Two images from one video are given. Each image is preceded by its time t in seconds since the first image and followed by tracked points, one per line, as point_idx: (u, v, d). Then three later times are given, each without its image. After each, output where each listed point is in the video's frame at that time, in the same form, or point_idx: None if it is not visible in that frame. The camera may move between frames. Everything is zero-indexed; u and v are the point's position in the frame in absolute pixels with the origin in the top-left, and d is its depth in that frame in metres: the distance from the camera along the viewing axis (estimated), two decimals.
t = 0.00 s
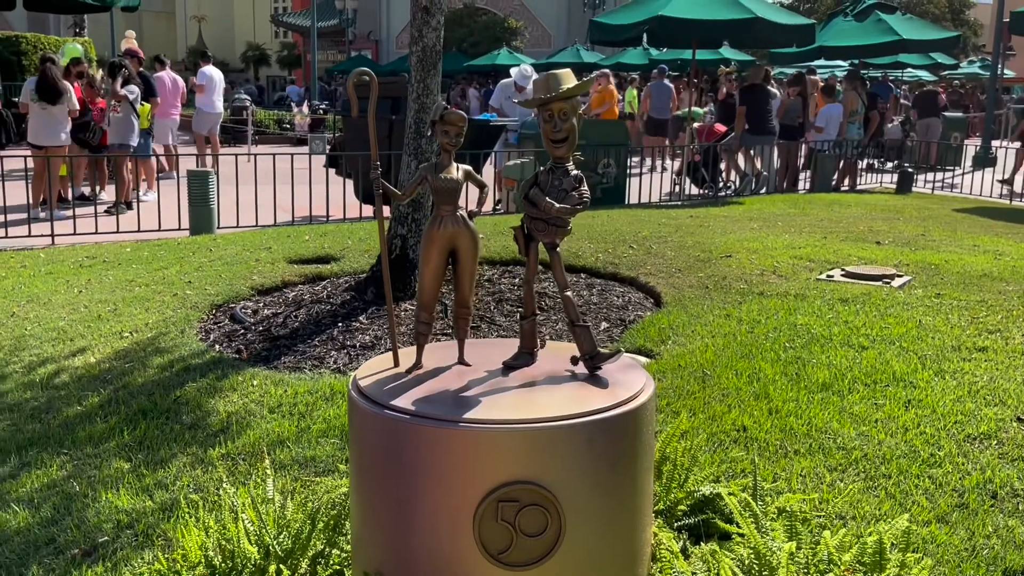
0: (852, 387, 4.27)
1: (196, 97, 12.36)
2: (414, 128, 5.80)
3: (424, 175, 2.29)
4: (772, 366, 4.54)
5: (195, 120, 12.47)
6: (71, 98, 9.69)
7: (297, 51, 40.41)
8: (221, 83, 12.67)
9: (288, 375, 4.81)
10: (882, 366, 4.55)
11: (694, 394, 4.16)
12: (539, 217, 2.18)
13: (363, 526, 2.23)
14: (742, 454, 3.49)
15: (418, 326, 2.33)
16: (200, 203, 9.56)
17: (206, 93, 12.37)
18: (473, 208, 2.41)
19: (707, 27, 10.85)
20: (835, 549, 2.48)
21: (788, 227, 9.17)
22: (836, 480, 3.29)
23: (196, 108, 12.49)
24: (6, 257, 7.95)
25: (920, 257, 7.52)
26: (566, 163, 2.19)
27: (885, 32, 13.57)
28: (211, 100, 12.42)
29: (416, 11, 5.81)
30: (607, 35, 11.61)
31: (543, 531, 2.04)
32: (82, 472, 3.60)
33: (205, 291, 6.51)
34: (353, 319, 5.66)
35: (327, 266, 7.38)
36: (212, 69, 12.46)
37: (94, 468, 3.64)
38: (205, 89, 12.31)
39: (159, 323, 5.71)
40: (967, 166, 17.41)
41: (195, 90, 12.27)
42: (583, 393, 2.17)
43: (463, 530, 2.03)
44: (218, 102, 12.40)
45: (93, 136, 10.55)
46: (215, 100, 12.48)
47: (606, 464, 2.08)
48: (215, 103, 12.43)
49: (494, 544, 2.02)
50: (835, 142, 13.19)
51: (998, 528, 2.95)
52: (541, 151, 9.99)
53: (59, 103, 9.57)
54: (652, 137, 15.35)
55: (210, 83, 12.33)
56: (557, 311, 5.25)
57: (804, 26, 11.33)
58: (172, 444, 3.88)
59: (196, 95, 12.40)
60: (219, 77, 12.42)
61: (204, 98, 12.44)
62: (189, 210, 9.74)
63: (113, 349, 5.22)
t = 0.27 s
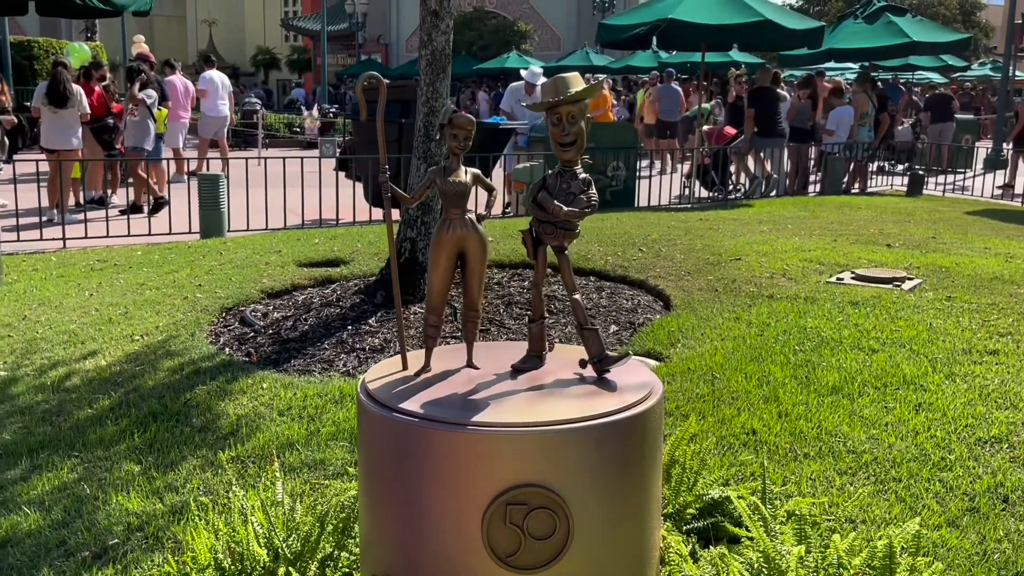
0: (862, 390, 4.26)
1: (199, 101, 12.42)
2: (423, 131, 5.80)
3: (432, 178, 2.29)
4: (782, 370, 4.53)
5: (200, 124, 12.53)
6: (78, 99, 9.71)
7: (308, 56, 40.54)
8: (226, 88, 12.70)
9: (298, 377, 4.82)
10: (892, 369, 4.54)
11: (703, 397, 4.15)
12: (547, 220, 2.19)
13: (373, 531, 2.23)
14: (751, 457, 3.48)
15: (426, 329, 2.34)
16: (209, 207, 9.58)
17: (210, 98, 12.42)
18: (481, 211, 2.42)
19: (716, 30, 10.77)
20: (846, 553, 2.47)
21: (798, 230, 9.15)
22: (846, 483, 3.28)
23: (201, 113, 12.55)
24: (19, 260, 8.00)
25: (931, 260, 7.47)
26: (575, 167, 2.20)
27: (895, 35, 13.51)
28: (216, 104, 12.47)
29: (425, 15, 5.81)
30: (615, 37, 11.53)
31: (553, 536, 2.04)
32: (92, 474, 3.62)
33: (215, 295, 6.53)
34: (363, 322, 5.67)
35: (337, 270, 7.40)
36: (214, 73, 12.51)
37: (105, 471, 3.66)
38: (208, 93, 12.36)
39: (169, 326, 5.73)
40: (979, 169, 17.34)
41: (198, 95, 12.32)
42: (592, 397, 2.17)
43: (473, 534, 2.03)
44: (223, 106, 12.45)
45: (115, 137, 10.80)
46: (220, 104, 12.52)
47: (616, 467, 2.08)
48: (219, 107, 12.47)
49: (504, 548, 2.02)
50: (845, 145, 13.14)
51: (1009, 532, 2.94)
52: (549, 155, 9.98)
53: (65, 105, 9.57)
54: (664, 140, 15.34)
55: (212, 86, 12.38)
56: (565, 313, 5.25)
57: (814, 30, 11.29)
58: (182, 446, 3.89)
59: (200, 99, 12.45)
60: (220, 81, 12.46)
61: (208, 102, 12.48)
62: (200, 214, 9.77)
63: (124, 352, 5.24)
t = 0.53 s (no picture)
0: (850, 388, 4.38)
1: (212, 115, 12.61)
2: (433, 142, 5.96)
3: (442, 188, 2.44)
4: (773, 368, 4.66)
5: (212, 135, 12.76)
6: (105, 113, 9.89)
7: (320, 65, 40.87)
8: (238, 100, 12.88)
9: (315, 376, 4.97)
10: (878, 368, 4.66)
11: (698, 395, 4.29)
12: (551, 227, 2.34)
13: (386, 522, 2.38)
14: (744, 452, 3.62)
15: (437, 330, 2.49)
16: (231, 215, 9.72)
17: (222, 112, 12.62)
18: (490, 219, 2.57)
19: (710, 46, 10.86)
20: (832, 542, 2.60)
21: (791, 235, 9.29)
22: (835, 477, 3.42)
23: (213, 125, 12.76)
24: (49, 266, 8.20)
25: (915, 264, 7.60)
26: (577, 177, 2.35)
27: (882, 49, 13.57)
28: (228, 117, 12.67)
29: (435, 31, 5.98)
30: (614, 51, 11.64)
31: (554, 525, 2.18)
32: (121, 468, 3.78)
33: (236, 297, 6.70)
34: (376, 324, 5.82)
35: (352, 274, 7.56)
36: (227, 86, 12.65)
37: (133, 464, 3.82)
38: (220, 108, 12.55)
39: (193, 327, 5.90)
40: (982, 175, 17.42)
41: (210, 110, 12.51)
42: (591, 395, 2.31)
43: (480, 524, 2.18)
44: (234, 119, 12.66)
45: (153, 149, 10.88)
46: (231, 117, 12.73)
47: (613, 457, 2.21)
48: (231, 120, 12.69)
49: (509, 537, 2.17)
50: (833, 155, 13.26)
51: (991, 523, 3.06)
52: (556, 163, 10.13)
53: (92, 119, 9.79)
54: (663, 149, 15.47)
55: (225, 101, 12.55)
56: (569, 315, 5.39)
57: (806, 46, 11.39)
58: (205, 442, 4.05)
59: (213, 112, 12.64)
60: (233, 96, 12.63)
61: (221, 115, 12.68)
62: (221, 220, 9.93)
63: (150, 352, 5.42)
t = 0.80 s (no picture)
0: (847, 388, 4.42)
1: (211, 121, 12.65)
2: (435, 146, 5.99)
3: (445, 192, 2.48)
4: (771, 368, 4.69)
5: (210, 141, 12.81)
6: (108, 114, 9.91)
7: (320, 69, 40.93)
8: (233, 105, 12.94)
9: (318, 377, 5.01)
10: (874, 368, 4.70)
11: (697, 394, 4.32)
12: (553, 229, 2.38)
13: (389, 521, 2.42)
14: (743, 452, 3.65)
15: (440, 332, 2.53)
16: (235, 218, 9.75)
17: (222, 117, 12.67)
18: (492, 220, 2.60)
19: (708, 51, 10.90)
20: (830, 539, 2.64)
21: (785, 237, 9.35)
22: (833, 476, 3.45)
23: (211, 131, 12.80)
24: (56, 268, 8.24)
25: (911, 265, 7.62)
26: (578, 180, 2.38)
27: (876, 54, 13.60)
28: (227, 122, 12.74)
29: (435, 36, 6.01)
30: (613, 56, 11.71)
31: (556, 524, 2.22)
32: (126, 468, 3.82)
33: (240, 300, 6.74)
34: (378, 325, 5.86)
35: (354, 276, 7.60)
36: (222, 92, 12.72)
37: (138, 465, 3.86)
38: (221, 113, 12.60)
39: (198, 329, 5.94)
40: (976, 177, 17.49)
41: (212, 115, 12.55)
42: (594, 395, 2.34)
43: (483, 523, 2.21)
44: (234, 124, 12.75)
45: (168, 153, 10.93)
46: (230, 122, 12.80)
47: (613, 457, 2.25)
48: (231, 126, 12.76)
49: (512, 537, 2.20)
50: (826, 159, 13.31)
51: (986, 521, 3.10)
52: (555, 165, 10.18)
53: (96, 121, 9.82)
54: (660, 153, 15.49)
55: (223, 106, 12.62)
56: (569, 316, 5.43)
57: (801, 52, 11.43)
58: (210, 442, 4.09)
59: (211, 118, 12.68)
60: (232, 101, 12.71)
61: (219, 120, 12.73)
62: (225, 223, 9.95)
63: (155, 353, 5.45)
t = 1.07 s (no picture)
0: (845, 387, 4.42)
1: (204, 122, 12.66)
2: (432, 146, 5.99)
3: (441, 191, 2.47)
4: (768, 368, 4.69)
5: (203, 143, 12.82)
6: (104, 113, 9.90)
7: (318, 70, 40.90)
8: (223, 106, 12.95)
9: (315, 378, 5.00)
10: (872, 367, 4.69)
11: (694, 394, 4.32)
12: (549, 229, 2.37)
13: (385, 522, 2.41)
14: (740, 452, 3.64)
15: (436, 332, 2.52)
16: (233, 219, 9.74)
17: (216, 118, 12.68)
18: (488, 220, 2.60)
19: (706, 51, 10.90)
20: (827, 539, 2.63)
21: (783, 237, 9.35)
22: (830, 476, 3.44)
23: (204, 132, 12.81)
24: (53, 269, 8.22)
25: (909, 265, 7.62)
26: (574, 179, 2.38)
27: (874, 54, 13.61)
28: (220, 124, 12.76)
29: (433, 36, 6.00)
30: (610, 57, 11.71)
31: (553, 525, 2.21)
32: (123, 469, 3.80)
33: (237, 300, 6.73)
34: (375, 326, 5.85)
35: (351, 276, 7.59)
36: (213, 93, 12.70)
37: (134, 466, 3.85)
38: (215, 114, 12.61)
39: (195, 329, 5.93)
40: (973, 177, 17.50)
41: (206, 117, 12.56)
42: (591, 395, 2.34)
43: (480, 524, 2.20)
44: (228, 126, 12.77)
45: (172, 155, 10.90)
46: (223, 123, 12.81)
47: (610, 457, 2.24)
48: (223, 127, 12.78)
49: (508, 537, 2.19)
50: (824, 159, 13.31)
51: (984, 521, 3.09)
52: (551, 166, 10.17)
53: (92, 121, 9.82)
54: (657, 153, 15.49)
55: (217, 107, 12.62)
56: (567, 317, 5.42)
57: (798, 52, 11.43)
58: (206, 443, 4.07)
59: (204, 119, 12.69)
60: (225, 103, 12.74)
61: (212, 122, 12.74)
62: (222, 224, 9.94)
63: (151, 354, 5.44)
